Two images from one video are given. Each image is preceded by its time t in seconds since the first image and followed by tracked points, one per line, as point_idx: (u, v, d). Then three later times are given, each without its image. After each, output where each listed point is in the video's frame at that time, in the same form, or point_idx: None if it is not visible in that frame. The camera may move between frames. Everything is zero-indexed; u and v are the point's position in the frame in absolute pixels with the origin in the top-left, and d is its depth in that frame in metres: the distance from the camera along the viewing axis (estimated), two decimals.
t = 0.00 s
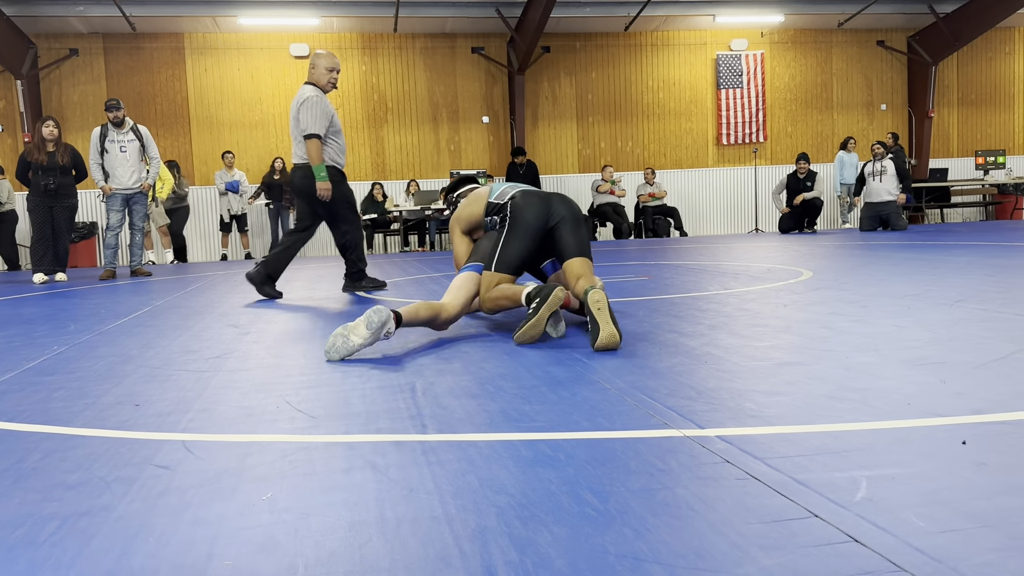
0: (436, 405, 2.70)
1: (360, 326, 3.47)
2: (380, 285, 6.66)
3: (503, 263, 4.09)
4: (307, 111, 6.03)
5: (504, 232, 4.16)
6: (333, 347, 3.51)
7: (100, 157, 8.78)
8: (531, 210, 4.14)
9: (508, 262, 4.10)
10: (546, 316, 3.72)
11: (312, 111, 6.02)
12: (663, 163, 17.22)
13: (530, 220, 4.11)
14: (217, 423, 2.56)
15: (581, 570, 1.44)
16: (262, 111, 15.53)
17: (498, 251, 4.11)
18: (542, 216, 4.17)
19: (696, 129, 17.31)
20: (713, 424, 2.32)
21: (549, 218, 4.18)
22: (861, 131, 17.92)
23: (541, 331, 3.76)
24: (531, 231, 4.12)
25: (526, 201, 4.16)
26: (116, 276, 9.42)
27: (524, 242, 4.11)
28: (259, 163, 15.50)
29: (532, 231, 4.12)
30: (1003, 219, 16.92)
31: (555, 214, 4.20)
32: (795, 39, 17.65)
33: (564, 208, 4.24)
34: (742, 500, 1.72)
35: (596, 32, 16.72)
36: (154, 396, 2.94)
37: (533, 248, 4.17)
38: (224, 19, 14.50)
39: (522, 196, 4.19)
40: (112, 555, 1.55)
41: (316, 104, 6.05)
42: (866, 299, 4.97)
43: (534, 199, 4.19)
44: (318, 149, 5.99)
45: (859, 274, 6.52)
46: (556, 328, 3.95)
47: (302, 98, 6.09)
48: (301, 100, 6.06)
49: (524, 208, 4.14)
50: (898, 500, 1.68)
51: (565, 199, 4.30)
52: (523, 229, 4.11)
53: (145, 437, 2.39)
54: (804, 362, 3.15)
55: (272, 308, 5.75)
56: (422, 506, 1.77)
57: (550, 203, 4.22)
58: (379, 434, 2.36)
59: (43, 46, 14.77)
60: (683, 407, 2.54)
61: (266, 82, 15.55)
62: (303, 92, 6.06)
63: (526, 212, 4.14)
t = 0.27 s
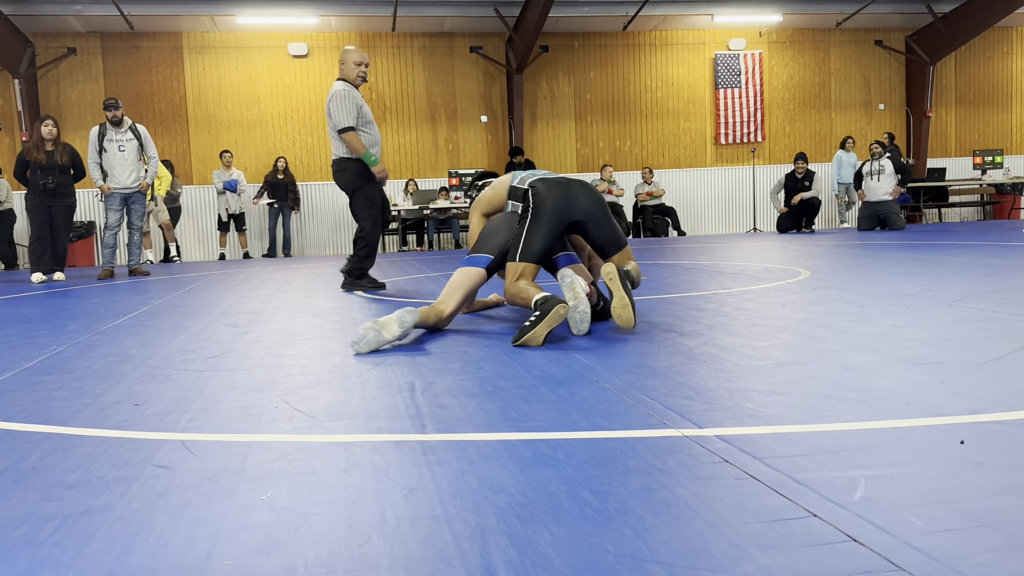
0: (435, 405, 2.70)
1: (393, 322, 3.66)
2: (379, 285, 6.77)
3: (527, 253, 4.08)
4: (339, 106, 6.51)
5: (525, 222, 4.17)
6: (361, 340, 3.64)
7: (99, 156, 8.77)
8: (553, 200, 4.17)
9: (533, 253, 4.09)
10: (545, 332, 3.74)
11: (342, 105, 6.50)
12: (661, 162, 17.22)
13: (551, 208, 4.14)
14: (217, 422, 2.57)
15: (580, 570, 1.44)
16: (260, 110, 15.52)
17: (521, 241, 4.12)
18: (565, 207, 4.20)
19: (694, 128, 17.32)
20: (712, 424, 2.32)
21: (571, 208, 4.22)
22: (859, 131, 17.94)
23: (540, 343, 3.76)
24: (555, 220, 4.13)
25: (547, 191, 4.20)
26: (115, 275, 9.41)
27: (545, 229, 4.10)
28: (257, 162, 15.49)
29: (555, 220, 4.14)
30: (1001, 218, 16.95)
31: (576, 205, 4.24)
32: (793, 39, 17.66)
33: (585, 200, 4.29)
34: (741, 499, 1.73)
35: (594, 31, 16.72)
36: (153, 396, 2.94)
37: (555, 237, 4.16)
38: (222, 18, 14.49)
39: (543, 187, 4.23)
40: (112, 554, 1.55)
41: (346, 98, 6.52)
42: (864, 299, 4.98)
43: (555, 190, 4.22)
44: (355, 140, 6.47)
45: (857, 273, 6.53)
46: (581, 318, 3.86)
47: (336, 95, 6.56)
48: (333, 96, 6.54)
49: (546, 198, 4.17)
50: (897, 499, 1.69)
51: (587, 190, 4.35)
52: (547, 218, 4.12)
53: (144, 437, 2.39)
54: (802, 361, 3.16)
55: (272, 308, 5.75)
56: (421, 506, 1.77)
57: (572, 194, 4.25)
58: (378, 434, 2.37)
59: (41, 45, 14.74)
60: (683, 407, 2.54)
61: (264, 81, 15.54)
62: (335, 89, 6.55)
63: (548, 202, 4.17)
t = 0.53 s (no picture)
0: (434, 404, 2.70)
1: (465, 314, 3.91)
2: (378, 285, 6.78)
3: (549, 270, 4.06)
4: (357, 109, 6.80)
5: (559, 238, 4.14)
6: (433, 327, 3.94)
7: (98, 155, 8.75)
8: (593, 227, 4.14)
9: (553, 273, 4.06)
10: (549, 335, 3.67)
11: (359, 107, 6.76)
12: (660, 162, 17.23)
13: (585, 234, 4.10)
14: (214, 421, 2.57)
15: (580, 569, 1.44)
16: (258, 110, 15.51)
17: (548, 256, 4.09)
18: (600, 237, 4.18)
19: (692, 128, 17.33)
20: (710, 423, 2.32)
21: (605, 240, 4.19)
22: (857, 131, 17.95)
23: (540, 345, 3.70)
24: (586, 247, 4.11)
25: (589, 216, 4.16)
26: (113, 274, 9.40)
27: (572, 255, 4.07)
28: (255, 162, 15.49)
29: (587, 246, 4.11)
30: (999, 218, 16.96)
31: (610, 239, 4.22)
32: (792, 38, 17.66)
33: (621, 238, 4.27)
34: (740, 499, 1.73)
35: (593, 31, 16.72)
36: (151, 396, 2.94)
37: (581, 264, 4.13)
38: (220, 17, 14.48)
39: (588, 210, 4.19)
40: (111, 554, 1.55)
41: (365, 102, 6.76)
42: (863, 299, 4.98)
43: (597, 217, 4.20)
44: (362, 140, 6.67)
45: (855, 273, 6.54)
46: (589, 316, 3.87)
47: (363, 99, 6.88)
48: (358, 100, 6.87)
49: (587, 222, 4.14)
50: (895, 499, 1.69)
51: (625, 229, 4.33)
52: (580, 243, 4.09)
53: (142, 437, 2.39)
54: (800, 362, 3.16)
55: (270, 307, 5.74)
56: (420, 505, 1.77)
57: (611, 228, 4.23)
58: (377, 433, 2.37)
59: (39, 44, 14.72)
60: (681, 406, 2.54)
61: (262, 80, 15.53)
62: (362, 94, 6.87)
63: (586, 226, 4.14)
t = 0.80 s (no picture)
0: (432, 404, 2.70)
1: (452, 301, 3.95)
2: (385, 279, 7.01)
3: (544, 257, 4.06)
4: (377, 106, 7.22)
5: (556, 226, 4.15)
6: (421, 314, 3.92)
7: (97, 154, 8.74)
8: (589, 219, 4.16)
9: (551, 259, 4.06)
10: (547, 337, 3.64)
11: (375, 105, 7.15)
12: (659, 162, 17.23)
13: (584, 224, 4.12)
14: (212, 421, 2.56)
15: (578, 569, 1.44)
16: (257, 109, 15.50)
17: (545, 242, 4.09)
18: (595, 230, 4.20)
19: (691, 127, 17.33)
20: (709, 423, 2.32)
21: (602, 234, 4.21)
22: (856, 131, 17.95)
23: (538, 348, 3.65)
24: (583, 237, 4.12)
25: (589, 209, 4.19)
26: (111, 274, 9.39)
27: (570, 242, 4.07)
28: (254, 162, 15.48)
29: (582, 237, 4.12)
30: (997, 219, 16.98)
31: (607, 235, 4.24)
32: (791, 38, 17.66)
33: (615, 236, 4.28)
34: (738, 499, 1.73)
35: (592, 31, 16.72)
36: (150, 395, 2.93)
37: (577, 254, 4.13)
38: (219, 16, 14.46)
39: (587, 202, 4.21)
40: (108, 554, 1.55)
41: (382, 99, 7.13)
42: (861, 299, 4.98)
43: (596, 211, 4.22)
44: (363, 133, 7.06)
45: (853, 273, 6.54)
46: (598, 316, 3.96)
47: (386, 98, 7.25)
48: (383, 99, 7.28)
49: (585, 214, 4.16)
50: (893, 499, 1.69)
51: (620, 227, 4.34)
52: (576, 233, 4.10)
53: (140, 436, 2.38)
54: (799, 361, 3.16)
55: (269, 307, 5.73)
56: (418, 505, 1.77)
57: (607, 223, 4.25)
58: (375, 433, 2.37)
59: (38, 43, 14.70)
60: (680, 406, 2.54)
61: (261, 79, 15.51)
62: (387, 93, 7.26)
63: (585, 218, 4.16)
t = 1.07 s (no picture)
0: (431, 404, 2.70)
1: (446, 306, 3.96)
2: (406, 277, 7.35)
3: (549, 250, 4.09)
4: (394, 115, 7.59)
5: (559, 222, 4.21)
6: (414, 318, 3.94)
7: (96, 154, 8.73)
8: (593, 214, 4.22)
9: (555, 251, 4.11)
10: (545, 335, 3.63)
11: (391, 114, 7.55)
12: (658, 162, 17.23)
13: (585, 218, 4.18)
14: (211, 421, 2.56)
15: (576, 569, 1.44)
16: (256, 109, 15.49)
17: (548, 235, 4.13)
18: (599, 226, 4.24)
19: (691, 128, 17.33)
20: (708, 423, 2.32)
21: (604, 230, 4.25)
22: (855, 131, 17.96)
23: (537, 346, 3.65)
24: (585, 231, 4.17)
25: (591, 205, 4.25)
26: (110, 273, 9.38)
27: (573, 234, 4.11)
28: (253, 162, 15.47)
29: (586, 231, 4.16)
30: (997, 219, 16.99)
31: (609, 233, 4.28)
32: (790, 39, 17.67)
33: (619, 233, 4.32)
34: (737, 499, 1.73)
35: (591, 31, 16.72)
36: (149, 395, 2.93)
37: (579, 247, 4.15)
38: (218, 16, 14.46)
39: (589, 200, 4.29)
40: (107, 554, 1.55)
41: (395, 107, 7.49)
42: (860, 299, 4.98)
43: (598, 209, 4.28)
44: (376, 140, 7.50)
45: (852, 273, 6.54)
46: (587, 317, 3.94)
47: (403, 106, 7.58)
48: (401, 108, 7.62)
49: (588, 210, 4.22)
50: (893, 500, 1.69)
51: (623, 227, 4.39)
52: (580, 227, 4.15)
53: (138, 436, 2.38)
54: (798, 362, 3.16)
55: (267, 307, 5.73)
56: (416, 505, 1.77)
57: (609, 221, 4.30)
58: (374, 433, 2.37)
59: (37, 43, 14.69)
60: (679, 406, 2.54)
61: (260, 79, 15.51)
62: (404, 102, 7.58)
63: (587, 214, 4.22)
